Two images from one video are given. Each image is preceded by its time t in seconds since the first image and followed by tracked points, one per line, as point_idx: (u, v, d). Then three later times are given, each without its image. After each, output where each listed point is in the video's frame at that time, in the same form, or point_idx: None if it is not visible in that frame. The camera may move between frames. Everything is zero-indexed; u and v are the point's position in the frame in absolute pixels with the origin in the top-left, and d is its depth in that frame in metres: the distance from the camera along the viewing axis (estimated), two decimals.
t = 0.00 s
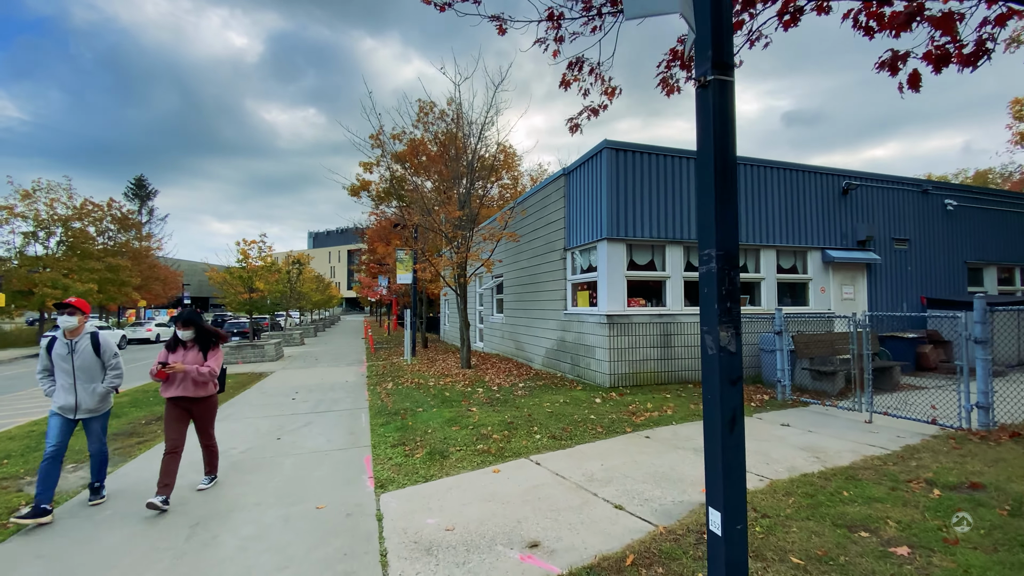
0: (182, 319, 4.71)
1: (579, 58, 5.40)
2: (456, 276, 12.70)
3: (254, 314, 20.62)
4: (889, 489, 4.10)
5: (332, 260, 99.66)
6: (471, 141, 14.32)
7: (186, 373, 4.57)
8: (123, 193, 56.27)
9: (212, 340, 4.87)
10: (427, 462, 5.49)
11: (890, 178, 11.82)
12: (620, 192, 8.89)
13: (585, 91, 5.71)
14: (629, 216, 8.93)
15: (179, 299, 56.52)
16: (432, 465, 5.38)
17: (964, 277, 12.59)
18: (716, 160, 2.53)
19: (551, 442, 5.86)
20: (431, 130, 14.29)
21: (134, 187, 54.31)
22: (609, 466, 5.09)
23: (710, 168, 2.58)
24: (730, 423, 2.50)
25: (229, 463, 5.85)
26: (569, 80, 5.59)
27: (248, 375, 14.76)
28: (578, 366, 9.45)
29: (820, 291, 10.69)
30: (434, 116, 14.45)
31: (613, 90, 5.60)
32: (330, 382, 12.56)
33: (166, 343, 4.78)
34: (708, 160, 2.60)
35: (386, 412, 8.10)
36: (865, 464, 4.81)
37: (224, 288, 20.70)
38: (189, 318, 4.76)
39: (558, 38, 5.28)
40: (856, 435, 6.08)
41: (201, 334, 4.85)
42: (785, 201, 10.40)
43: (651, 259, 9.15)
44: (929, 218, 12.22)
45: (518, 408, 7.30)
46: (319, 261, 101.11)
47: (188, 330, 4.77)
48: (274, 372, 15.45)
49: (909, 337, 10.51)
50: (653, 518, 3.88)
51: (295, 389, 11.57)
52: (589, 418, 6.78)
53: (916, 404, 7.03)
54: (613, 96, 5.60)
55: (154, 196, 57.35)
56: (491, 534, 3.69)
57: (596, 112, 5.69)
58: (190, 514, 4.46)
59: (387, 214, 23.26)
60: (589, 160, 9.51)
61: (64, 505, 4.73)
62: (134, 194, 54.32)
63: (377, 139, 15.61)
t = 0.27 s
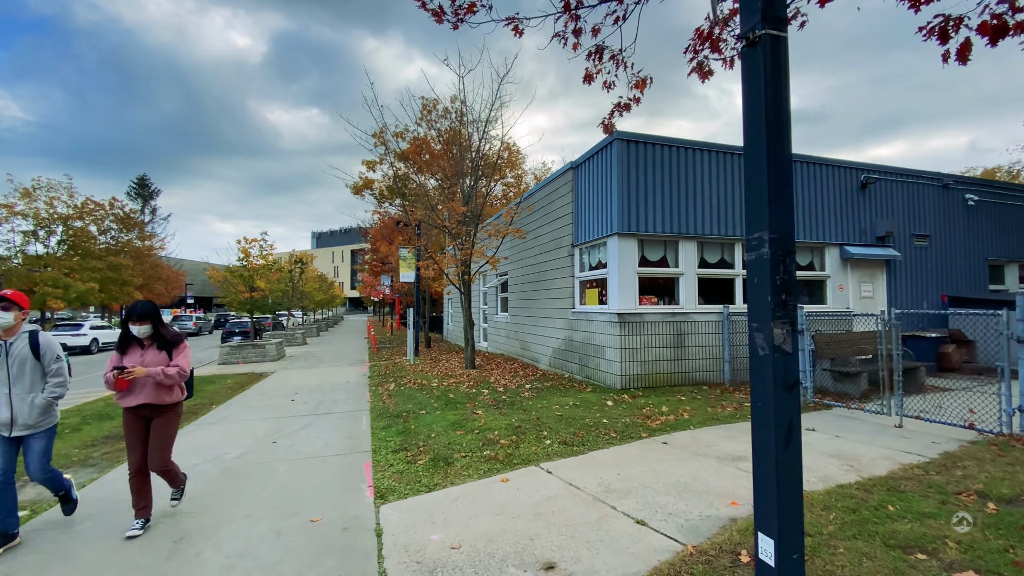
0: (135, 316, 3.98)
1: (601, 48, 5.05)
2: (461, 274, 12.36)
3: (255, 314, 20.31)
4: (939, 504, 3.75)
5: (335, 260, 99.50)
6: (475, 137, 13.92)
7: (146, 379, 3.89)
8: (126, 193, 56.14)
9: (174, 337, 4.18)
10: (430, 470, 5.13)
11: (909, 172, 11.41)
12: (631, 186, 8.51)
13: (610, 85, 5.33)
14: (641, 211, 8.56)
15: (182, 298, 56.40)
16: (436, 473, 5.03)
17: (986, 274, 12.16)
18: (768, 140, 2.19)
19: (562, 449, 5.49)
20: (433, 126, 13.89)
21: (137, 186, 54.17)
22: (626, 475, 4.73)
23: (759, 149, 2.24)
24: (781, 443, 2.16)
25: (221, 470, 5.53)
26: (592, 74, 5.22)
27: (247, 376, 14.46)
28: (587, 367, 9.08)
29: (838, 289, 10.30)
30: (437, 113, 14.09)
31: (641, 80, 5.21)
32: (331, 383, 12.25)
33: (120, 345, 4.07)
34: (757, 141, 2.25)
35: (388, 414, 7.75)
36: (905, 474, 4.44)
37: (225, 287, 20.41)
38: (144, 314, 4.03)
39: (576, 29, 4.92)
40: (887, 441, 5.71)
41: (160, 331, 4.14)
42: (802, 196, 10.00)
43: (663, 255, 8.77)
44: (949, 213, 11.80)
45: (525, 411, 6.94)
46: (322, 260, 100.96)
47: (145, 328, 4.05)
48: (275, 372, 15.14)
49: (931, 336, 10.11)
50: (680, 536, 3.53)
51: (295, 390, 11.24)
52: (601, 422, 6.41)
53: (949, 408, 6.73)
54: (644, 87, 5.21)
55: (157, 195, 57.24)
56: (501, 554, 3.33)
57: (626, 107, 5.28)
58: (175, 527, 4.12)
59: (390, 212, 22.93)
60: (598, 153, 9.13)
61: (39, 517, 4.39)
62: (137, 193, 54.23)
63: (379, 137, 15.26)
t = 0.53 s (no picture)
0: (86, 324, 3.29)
1: (625, 41, 4.62)
2: (466, 275, 12.00)
3: (257, 315, 20.04)
4: (1001, 534, 3.37)
5: (339, 261, 99.49)
6: (481, 136, 13.53)
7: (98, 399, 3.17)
8: (133, 194, 56.19)
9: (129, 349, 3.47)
10: (435, 485, 4.78)
11: (931, 169, 10.97)
12: (644, 183, 8.14)
13: (640, 77, 4.83)
14: (655, 208, 8.17)
15: (186, 299, 56.40)
16: (441, 489, 4.67)
17: (1010, 275, 11.70)
18: (841, 136, 1.86)
19: (576, 463, 5.12)
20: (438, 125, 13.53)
21: (142, 187, 54.26)
22: (648, 494, 4.35)
23: (830, 146, 1.90)
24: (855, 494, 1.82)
25: (213, 484, 5.20)
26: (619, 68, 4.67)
27: (248, 378, 14.18)
28: (599, 372, 8.69)
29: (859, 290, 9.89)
30: (442, 113, 13.82)
31: (674, 68, 4.83)
32: (333, 386, 11.94)
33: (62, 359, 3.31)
34: (827, 135, 1.92)
35: (390, 422, 7.41)
36: (956, 496, 4.06)
37: (227, 288, 20.17)
38: (95, 322, 3.33)
39: (600, 21, 4.56)
40: (925, 454, 5.31)
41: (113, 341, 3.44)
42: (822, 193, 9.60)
43: (678, 255, 8.39)
44: (973, 212, 11.35)
45: (535, 420, 6.57)
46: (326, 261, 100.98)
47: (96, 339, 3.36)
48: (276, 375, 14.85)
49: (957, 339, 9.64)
50: (714, 568, 3.16)
51: (295, 394, 10.92)
52: (615, 432, 6.04)
53: (986, 418, 6.30)
54: (678, 75, 4.82)
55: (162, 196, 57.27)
56: None
57: (657, 96, 4.80)
58: (158, 551, 3.78)
59: (394, 213, 22.65)
60: (609, 148, 8.75)
61: (11, 540, 4.04)
62: (142, 194, 54.32)
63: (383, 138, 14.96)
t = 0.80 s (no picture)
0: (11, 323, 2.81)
1: (651, 16, 4.35)
2: (474, 274, 11.65)
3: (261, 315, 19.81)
4: None
5: (345, 261, 99.61)
6: (488, 134, 13.18)
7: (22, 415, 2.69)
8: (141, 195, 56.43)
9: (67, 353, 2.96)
10: (444, 497, 4.44)
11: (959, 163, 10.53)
12: (661, 176, 7.77)
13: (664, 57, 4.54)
14: (672, 203, 7.80)
15: (193, 300, 56.54)
16: (450, 502, 4.33)
17: None
18: (956, 130, 1.71)
19: (595, 473, 4.77)
20: (443, 123, 13.18)
21: (149, 188, 54.44)
22: (676, 508, 4.00)
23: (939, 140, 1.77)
24: (967, 529, 1.63)
25: (209, 493, 4.90)
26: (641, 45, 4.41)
27: (252, 379, 13.91)
28: (613, 374, 8.33)
29: (884, 290, 9.49)
30: (447, 112, 13.28)
31: (701, 47, 4.50)
32: (337, 388, 11.64)
33: None
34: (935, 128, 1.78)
35: (396, 426, 7.10)
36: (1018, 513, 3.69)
37: (231, 288, 19.96)
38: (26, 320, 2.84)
39: None
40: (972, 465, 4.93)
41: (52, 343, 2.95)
42: (846, 188, 9.20)
43: (696, 253, 8.02)
44: (1002, 208, 10.89)
45: (548, 425, 6.22)
46: (332, 262, 101.11)
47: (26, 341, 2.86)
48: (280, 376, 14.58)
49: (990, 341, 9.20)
50: None
51: (299, 396, 10.62)
52: (634, 439, 5.68)
53: None
54: (704, 55, 4.46)
55: (169, 197, 57.50)
56: None
57: (682, 78, 4.49)
58: (144, 569, 3.47)
59: (400, 213, 22.41)
60: (624, 141, 8.39)
61: None
62: (150, 195, 54.54)
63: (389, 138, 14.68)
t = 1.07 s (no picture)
0: None
1: None
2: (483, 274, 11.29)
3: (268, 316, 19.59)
4: None
5: (353, 262, 99.79)
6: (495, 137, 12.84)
7: None
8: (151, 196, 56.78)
9: None
10: (457, 515, 4.09)
11: (992, 159, 10.06)
12: (682, 171, 7.39)
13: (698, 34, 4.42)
14: (694, 200, 7.42)
15: (202, 301, 56.74)
16: (463, 521, 3.98)
17: None
18: None
19: (619, 489, 4.39)
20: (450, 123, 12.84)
21: (160, 190, 54.72)
22: (714, 531, 3.63)
23: None
24: None
25: (206, 507, 4.58)
26: (674, 23, 4.22)
27: (257, 382, 13.66)
28: (630, 380, 7.94)
29: (915, 291, 9.05)
30: (455, 112, 12.97)
31: (739, 23, 4.29)
32: (343, 391, 11.34)
33: None
34: None
35: (404, 433, 6.77)
36: None
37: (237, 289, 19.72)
38: None
39: None
40: None
41: None
42: (874, 184, 8.77)
43: (718, 252, 7.63)
44: None
45: (565, 434, 5.84)
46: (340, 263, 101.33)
47: None
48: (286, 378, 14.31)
49: None
50: None
51: (304, 400, 10.33)
52: (659, 450, 5.30)
53: None
54: (741, 32, 4.28)
55: (179, 198, 57.83)
56: None
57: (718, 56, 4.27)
58: None
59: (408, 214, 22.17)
60: (641, 135, 8.01)
61: None
62: (159, 196, 54.84)
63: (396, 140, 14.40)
